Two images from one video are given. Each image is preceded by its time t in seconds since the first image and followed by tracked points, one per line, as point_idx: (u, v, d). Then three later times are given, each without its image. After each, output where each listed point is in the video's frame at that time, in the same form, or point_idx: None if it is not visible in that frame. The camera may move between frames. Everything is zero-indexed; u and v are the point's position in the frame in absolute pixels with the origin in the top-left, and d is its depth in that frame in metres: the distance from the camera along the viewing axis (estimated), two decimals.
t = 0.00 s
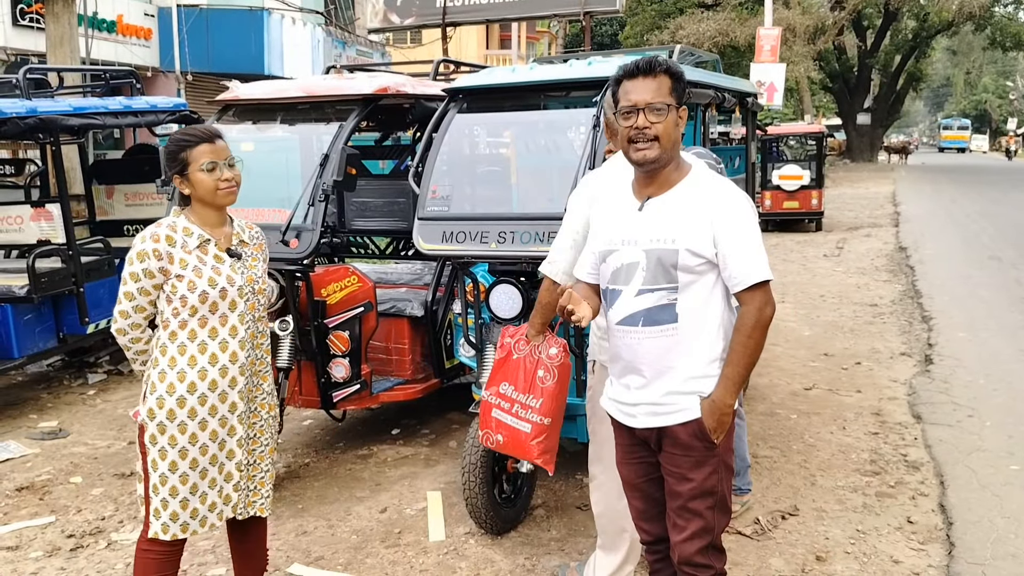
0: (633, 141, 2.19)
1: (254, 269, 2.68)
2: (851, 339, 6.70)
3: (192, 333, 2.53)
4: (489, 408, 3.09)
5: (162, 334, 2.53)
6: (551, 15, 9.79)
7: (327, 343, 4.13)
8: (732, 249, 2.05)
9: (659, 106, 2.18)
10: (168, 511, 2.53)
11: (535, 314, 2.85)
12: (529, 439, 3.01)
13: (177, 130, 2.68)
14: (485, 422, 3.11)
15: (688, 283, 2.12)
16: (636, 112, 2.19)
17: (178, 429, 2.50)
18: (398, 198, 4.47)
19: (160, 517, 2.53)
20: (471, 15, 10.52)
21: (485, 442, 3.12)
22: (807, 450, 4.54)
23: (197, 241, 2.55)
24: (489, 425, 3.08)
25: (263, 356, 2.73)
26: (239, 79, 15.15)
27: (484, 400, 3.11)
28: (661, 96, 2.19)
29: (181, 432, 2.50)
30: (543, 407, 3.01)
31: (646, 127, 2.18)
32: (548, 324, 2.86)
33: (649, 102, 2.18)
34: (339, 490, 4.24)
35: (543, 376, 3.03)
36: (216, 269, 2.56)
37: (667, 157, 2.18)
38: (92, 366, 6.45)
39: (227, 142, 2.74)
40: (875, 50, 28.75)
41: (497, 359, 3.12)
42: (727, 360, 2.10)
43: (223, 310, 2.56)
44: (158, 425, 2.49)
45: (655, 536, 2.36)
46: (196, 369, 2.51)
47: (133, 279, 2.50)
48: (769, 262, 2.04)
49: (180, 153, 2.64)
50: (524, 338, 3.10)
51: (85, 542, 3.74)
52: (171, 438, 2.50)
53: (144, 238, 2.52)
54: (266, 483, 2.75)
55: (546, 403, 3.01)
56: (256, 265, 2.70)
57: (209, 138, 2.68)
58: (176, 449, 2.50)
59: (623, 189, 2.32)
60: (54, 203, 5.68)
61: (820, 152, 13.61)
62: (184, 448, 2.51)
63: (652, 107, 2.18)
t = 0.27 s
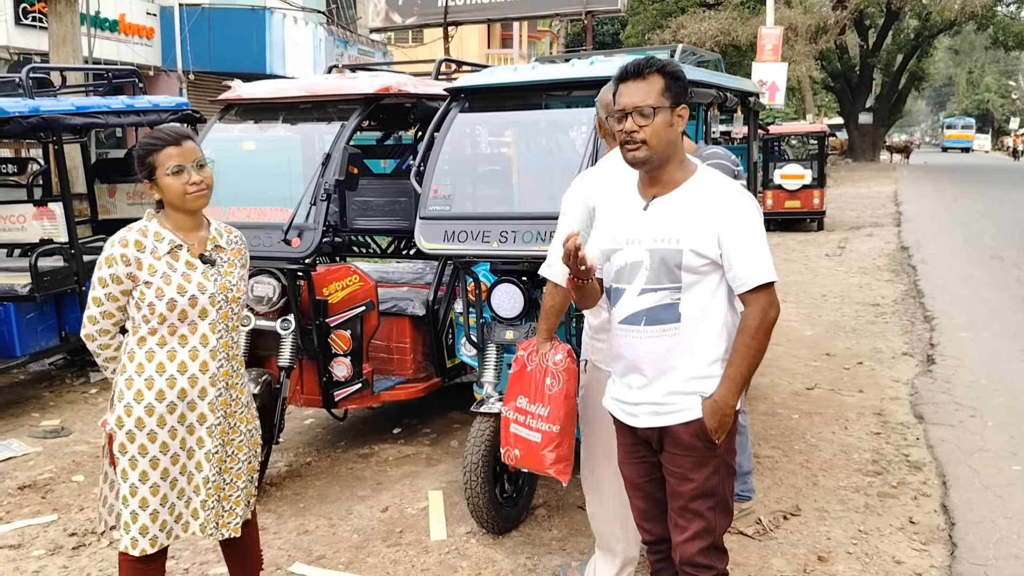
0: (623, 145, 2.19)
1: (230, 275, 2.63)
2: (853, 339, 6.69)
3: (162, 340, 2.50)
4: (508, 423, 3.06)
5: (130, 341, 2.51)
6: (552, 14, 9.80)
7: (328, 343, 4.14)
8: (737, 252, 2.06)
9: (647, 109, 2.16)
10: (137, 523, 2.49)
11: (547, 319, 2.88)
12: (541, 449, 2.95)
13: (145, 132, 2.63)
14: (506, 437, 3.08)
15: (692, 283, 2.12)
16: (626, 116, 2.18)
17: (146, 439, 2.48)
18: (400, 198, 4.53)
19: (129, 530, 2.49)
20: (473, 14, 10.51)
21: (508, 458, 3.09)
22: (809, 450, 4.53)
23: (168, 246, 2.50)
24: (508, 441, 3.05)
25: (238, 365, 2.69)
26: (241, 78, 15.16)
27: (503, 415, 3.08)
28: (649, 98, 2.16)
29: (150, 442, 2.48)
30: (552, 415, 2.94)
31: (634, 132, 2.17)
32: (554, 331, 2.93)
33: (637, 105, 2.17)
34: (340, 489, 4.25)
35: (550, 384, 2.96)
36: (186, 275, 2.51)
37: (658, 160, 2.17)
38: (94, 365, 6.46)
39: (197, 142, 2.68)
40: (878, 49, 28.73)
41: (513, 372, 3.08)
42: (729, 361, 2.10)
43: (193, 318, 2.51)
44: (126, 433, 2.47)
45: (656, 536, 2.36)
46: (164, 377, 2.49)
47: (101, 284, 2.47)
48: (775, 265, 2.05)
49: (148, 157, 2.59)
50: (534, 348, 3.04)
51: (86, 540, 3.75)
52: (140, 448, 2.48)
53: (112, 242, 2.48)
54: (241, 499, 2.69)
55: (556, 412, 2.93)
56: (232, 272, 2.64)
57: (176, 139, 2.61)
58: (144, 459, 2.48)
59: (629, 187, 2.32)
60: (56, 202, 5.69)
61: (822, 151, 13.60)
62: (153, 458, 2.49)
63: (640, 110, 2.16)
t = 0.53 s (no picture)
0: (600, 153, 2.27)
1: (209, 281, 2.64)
2: (856, 340, 6.69)
3: (142, 348, 2.50)
4: (526, 434, 3.02)
5: (110, 348, 2.51)
6: (555, 14, 9.80)
7: (332, 343, 4.15)
8: (736, 254, 2.04)
9: (609, 118, 2.19)
10: (120, 534, 2.50)
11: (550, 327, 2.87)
12: (565, 457, 2.89)
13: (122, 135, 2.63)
14: (525, 447, 3.03)
15: (691, 287, 2.11)
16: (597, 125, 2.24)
17: (129, 448, 2.49)
18: (403, 199, 4.55)
19: (111, 541, 2.50)
20: (475, 15, 10.51)
21: (530, 468, 3.03)
22: (812, 451, 4.53)
23: (148, 251, 2.51)
24: (529, 450, 3.01)
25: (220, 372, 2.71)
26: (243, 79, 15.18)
27: (520, 426, 3.03)
28: (612, 107, 2.19)
29: (132, 451, 2.50)
30: (572, 422, 2.89)
31: (604, 143, 2.23)
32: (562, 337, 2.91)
33: (603, 115, 2.20)
34: (343, 490, 4.25)
35: (566, 392, 2.91)
36: (166, 281, 2.52)
37: (625, 168, 2.21)
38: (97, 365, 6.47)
39: (174, 146, 2.68)
40: (880, 49, 28.70)
41: (525, 381, 3.03)
42: (732, 364, 2.09)
43: (174, 324, 2.52)
44: (108, 443, 2.48)
45: (662, 538, 2.36)
46: (145, 385, 2.50)
47: (79, 291, 2.47)
48: (777, 267, 2.02)
49: (124, 161, 2.59)
50: (544, 356, 2.99)
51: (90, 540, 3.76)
52: (122, 458, 2.49)
53: (89, 248, 2.48)
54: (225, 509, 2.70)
55: (575, 419, 2.88)
56: (212, 277, 2.65)
57: (151, 144, 2.61)
58: (128, 469, 2.50)
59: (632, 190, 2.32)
60: (60, 203, 5.70)
61: (825, 152, 13.59)
62: (136, 467, 2.50)
63: (604, 119, 2.20)
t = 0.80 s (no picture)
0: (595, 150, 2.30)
1: (197, 280, 2.65)
2: (858, 339, 6.68)
3: (132, 351, 2.51)
4: (526, 430, 3.00)
5: (100, 352, 2.51)
6: (555, 14, 9.79)
7: (332, 344, 4.16)
8: (718, 252, 2.01)
9: (604, 117, 2.22)
10: (119, 543, 2.53)
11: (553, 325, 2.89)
12: (573, 452, 2.88)
13: (108, 136, 2.60)
14: (524, 444, 3.01)
15: (679, 287, 2.11)
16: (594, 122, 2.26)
17: (124, 454, 2.50)
18: (403, 199, 4.55)
19: (114, 552, 2.54)
20: (475, 14, 10.51)
21: (529, 466, 3.02)
22: (813, 449, 4.52)
23: (135, 252, 2.51)
24: (528, 447, 2.99)
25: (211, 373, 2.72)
26: (244, 79, 15.18)
27: (519, 422, 3.02)
28: (608, 105, 2.21)
29: (127, 457, 2.50)
30: (579, 417, 2.88)
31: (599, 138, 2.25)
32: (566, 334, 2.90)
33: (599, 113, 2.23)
34: (344, 489, 4.25)
35: (572, 387, 2.90)
36: (154, 282, 2.52)
37: (619, 166, 2.23)
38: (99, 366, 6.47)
39: (162, 149, 2.66)
40: (882, 47, 28.67)
41: (526, 378, 3.03)
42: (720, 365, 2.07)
43: (164, 325, 2.53)
44: (102, 450, 2.49)
45: (663, 537, 2.36)
46: (136, 389, 2.50)
47: (66, 295, 2.47)
48: (762, 267, 1.99)
49: (110, 163, 2.58)
50: (547, 353, 2.97)
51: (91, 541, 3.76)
52: (117, 464, 2.50)
53: (75, 251, 2.48)
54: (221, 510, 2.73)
55: (581, 416, 2.88)
56: (200, 276, 2.66)
57: (138, 147, 2.59)
58: (123, 475, 2.50)
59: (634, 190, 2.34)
60: (61, 204, 5.69)
61: (826, 150, 13.57)
62: (130, 474, 2.51)
63: (600, 118, 2.23)
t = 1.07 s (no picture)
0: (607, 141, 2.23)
1: (191, 276, 2.66)
2: (860, 338, 6.67)
3: (127, 349, 2.50)
4: (522, 413, 2.99)
5: (95, 351, 2.51)
6: (557, 12, 9.79)
7: (334, 342, 4.15)
8: (732, 253, 2.02)
9: (627, 106, 2.17)
10: (114, 547, 2.50)
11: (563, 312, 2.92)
12: (567, 441, 2.88)
13: (100, 134, 2.59)
14: (517, 426, 3.02)
15: (686, 285, 2.10)
16: (610, 111, 2.21)
17: (121, 454, 2.49)
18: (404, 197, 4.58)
19: (111, 556, 2.50)
20: (477, 13, 10.51)
21: (521, 447, 3.01)
22: (815, 449, 4.52)
23: (128, 249, 2.51)
24: (522, 430, 2.98)
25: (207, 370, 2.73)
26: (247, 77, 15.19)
27: (516, 404, 3.01)
28: (631, 95, 2.17)
29: (125, 457, 2.49)
30: (579, 408, 2.88)
31: (615, 129, 2.20)
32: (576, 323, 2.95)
33: (619, 102, 2.18)
34: (345, 487, 4.25)
35: (576, 377, 2.90)
36: (148, 279, 2.52)
37: (636, 159, 2.18)
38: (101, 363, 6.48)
39: (154, 148, 2.65)
40: (885, 46, 28.63)
41: (529, 362, 3.04)
42: (729, 365, 2.08)
43: (159, 322, 2.53)
44: (99, 450, 2.48)
45: (661, 537, 2.36)
46: (133, 387, 2.50)
47: (60, 293, 2.47)
48: (774, 267, 2.01)
49: (102, 162, 2.57)
50: (555, 340, 3.00)
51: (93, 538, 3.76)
52: (114, 464, 2.49)
53: (69, 249, 2.48)
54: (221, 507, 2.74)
55: (581, 407, 2.87)
56: (194, 272, 2.67)
57: (130, 147, 2.58)
58: (121, 476, 2.49)
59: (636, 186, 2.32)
60: (64, 201, 5.70)
61: (828, 149, 13.52)
62: (128, 475, 2.50)
63: (621, 107, 2.18)
